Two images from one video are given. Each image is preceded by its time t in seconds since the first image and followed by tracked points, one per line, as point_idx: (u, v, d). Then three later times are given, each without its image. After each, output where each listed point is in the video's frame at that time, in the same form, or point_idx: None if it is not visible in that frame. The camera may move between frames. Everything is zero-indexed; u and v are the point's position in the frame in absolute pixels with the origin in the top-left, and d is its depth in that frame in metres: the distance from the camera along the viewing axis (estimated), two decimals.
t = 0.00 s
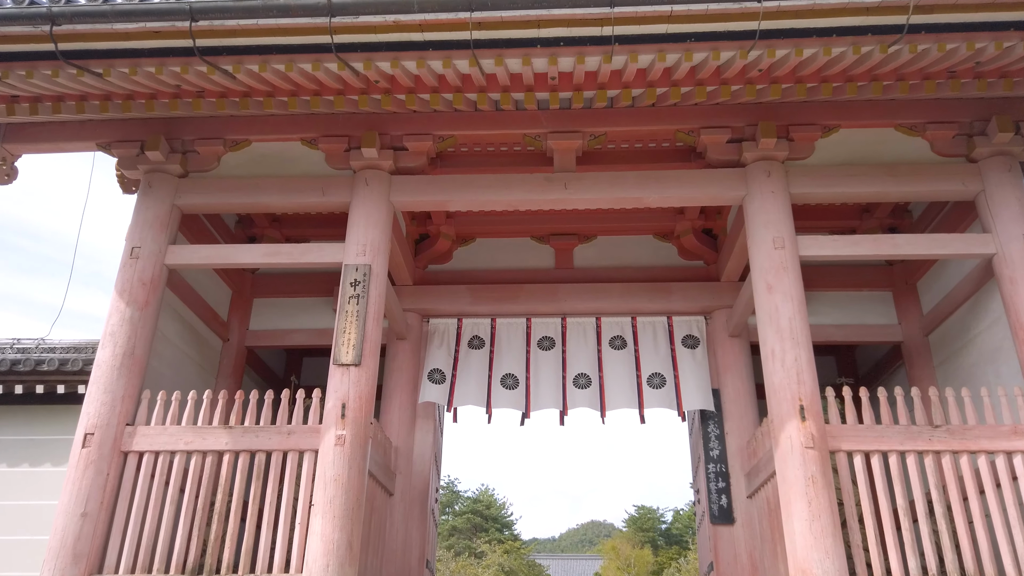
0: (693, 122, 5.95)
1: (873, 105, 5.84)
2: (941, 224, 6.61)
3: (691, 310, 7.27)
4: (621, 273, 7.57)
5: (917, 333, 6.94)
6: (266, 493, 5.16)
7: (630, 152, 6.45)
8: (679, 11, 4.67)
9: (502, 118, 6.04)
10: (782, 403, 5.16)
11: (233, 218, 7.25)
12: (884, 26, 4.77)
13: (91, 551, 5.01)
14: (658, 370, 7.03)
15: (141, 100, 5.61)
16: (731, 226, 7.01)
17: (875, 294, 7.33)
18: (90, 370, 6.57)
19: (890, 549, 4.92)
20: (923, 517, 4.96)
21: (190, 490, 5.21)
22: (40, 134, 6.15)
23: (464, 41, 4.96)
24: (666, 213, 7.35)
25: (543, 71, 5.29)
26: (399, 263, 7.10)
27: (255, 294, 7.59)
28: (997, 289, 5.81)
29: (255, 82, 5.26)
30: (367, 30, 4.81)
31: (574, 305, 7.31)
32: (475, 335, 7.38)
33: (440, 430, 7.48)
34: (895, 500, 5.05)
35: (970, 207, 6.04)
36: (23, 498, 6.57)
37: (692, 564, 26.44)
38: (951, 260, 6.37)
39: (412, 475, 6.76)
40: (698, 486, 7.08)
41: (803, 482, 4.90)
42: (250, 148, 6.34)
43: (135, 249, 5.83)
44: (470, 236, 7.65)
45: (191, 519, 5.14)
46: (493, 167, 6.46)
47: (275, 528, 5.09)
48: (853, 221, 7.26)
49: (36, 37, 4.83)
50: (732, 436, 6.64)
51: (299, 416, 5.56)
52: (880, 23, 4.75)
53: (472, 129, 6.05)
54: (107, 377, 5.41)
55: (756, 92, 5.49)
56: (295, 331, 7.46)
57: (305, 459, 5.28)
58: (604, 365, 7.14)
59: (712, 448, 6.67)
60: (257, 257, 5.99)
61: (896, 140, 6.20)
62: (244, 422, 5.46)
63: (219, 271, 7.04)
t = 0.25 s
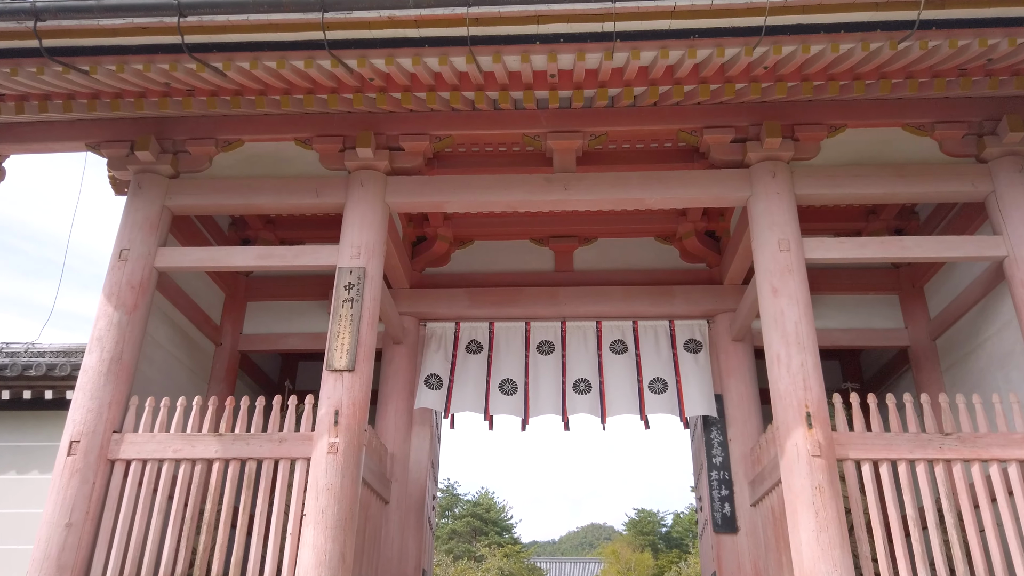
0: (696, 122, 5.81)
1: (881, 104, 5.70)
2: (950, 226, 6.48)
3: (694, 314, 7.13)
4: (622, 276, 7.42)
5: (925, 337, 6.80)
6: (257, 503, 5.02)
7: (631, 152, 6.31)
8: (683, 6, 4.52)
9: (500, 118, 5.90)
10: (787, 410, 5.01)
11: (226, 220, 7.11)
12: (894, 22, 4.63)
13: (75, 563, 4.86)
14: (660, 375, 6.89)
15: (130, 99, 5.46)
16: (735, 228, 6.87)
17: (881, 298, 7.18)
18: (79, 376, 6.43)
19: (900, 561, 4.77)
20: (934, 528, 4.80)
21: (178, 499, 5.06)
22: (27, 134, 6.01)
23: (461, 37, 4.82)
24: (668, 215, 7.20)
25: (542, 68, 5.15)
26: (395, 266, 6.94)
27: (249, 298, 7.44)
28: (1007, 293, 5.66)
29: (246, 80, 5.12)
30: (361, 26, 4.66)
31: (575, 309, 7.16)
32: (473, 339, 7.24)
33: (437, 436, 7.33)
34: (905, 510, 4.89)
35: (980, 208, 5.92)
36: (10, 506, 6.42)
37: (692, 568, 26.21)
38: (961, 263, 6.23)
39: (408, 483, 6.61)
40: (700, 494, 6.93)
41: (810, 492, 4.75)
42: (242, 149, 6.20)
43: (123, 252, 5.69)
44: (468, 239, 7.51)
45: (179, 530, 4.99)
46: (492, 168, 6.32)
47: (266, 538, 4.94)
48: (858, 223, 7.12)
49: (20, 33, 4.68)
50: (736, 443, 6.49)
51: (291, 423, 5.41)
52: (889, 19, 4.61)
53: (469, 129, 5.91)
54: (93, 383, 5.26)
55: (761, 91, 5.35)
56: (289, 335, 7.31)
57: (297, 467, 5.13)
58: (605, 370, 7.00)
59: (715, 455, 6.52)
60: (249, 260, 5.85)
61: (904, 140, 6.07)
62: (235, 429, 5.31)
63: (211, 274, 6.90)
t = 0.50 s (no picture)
0: (698, 116, 5.70)
1: (886, 98, 5.59)
2: (957, 222, 6.38)
3: (695, 313, 7.01)
4: (622, 274, 7.31)
5: (930, 336, 6.69)
6: (249, 505, 4.91)
7: (632, 148, 6.19)
8: None
9: (498, 112, 5.79)
10: (792, 410, 4.89)
11: (220, 217, 7.01)
12: (900, 12, 4.53)
13: (62, 566, 4.74)
14: (661, 374, 6.77)
15: (120, 92, 5.35)
16: (738, 225, 6.76)
17: (885, 296, 7.07)
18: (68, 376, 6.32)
19: (907, 564, 4.65)
20: (942, 530, 4.68)
21: (168, 501, 4.94)
22: (17, 129, 5.90)
23: (457, 28, 4.71)
24: (669, 212, 7.08)
25: (541, 60, 5.04)
26: (391, 264, 6.83)
27: (243, 296, 7.32)
28: (1015, 290, 5.55)
29: (238, 72, 5.01)
30: (355, 17, 4.55)
31: (574, 308, 7.05)
32: (471, 339, 7.13)
33: (434, 437, 7.22)
34: (912, 512, 4.78)
35: (988, 204, 5.82)
36: None
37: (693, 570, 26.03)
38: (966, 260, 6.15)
39: (404, 484, 6.49)
40: (702, 495, 6.81)
41: (815, 494, 4.64)
42: (236, 144, 6.09)
43: (113, 248, 5.57)
44: (466, 236, 7.39)
45: (169, 532, 4.87)
46: (489, 163, 6.20)
47: (257, 542, 4.84)
48: (863, 221, 6.99)
49: (6, 24, 4.58)
50: (738, 444, 6.38)
51: (284, 423, 5.29)
52: (896, 9, 4.51)
53: (467, 123, 5.80)
54: (82, 382, 5.14)
55: (764, 84, 5.25)
56: (284, 334, 7.20)
57: (290, 469, 5.02)
58: (605, 370, 6.88)
59: (717, 456, 6.40)
60: (242, 257, 5.72)
61: (909, 135, 5.96)
62: (227, 429, 5.20)
63: (204, 272, 6.79)
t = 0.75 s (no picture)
0: (701, 109, 5.57)
1: (893, 90, 5.46)
2: (965, 216, 6.25)
3: (698, 311, 6.88)
4: (623, 271, 7.17)
5: (937, 334, 6.55)
6: (240, 507, 4.78)
7: (633, 142, 6.06)
8: None
9: (497, 105, 5.66)
10: (798, 409, 4.76)
11: (214, 213, 6.89)
12: None
13: (48, 570, 4.61)
14: (663, 373, 6.64)
15: (109, 84, 5.23)
16: (741, 221, 6.64)
17: (892, 294, 6.93)
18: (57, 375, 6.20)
19: (918, 568, 4.51)
20: (954, 533, 4.54)
21: (157, 503, 4.81)
22: (5, 123, 5.77)
23: (454, 16, 4.59)
24: (670, 208, 6.98)
25: (540, 50, 4.91)
26: (388, 261, 6.71)
27: (238, 294, 7.19)
28: None
29: (229, 62, 4.88)
30: (348, 4, 4.44)
31: (574, 305, 6.91)
32: (469, 337, 6.99)
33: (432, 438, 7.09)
34: (923, 515, 4.64)
35: (998, 199, 5.72)
36: None
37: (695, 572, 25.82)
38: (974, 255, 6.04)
39: (401, 486, 6.36)
40: (705, 497, 6.67)
41: (823, 495, 4.50)
42: (228, 139, 5.96)
43: (102, 244, 5.44)
44: (464, 233, 7.26)
45: (157, 535, 4.74)
46: (488, 158, 6.07)
47: (250, 545, 4.72)
48: (868, 217, 6.87)
49: None
50: (742, 444, 6.25)
51: (277, 423, 5.15)
52: None
53: (464, 117, 5.67)
54: (69, 382, 5.01)
55: (769, 75, 5.12)
56: (279, 333, 7.06)
57: (282, 470, 4.88)
58: (606, 369, 6.74)
59: (720, 457, 6.26)
60: (234, 253, 5.58)
61: (917, 129, 5.83)
62: (218, 429, 5.07)
63: (197, 269, 6.66)
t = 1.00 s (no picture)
0: (704, 105, 5.40)
1: (902, 85, 5.31)
2: (976, 215, 6.09)
3: (701, 312, 6.71)
4: (624, 272, 7.00)
5: (947, 336, 6.39)
6: (227, 516, 4.61)
7: (634, 139, 5.90)
8: None
9: (494, 101, 5.50)
10: (805, 414, 4.59)
11: (205, 213, 6.73)
12: None
13: None
14: (665, 376, 6.47)
15: (94, 79, 5.09)
16: (745, 220, 6.47)
17: (900, 295, 6.77)
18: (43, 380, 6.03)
19: None
20: (968, 543, 4.36)
21: (142, 512, 4.65)
22: None
23: (448, 7, 4.44)
24: (672, 207, 6.82)
25: (538, 43, 4.77)
26: (383, 262, 6.54)
27: (230, 296, 7.03)
28: None
29: (215, 55, 4.72)
30: None
31: (574, 307, 6.74)
32: (467, 340, 6.83)
33: (428, 443, 6.92)
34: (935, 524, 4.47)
35: (1010, 196, 5.55)
36: None
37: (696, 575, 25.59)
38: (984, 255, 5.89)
39: (396, 492, 6.20)
40: (708, 504, 6.50)
41: (831, 504, 4.33)
42: (218, 136, 5.80)
43: (86, 244, 5.29)
44: (461, 233, 7.10)
45: (141, 545, 4.58)
46: (485, 156, 5.91)
47: (237, 555, 4.56)
48: (875, 216, 6.70)
49: None
50: (746, 450, 6.08)
51: (267, 429, 4.99)
52: None
53: (460, 113, 5.51)
54: (51, 386, 4.85)
55: (775, 69, 4.97)
56: (272, 335, 6.90)
57: (271, 477, 4.72)
58: (606, 371, 6.57)
59: (724, 463, 6.10)
60: (223, 253, 5.40)
61: (926, 125, 5.66)
62: (205, 435, 4.90)
63: (187, 270, 6.49)
